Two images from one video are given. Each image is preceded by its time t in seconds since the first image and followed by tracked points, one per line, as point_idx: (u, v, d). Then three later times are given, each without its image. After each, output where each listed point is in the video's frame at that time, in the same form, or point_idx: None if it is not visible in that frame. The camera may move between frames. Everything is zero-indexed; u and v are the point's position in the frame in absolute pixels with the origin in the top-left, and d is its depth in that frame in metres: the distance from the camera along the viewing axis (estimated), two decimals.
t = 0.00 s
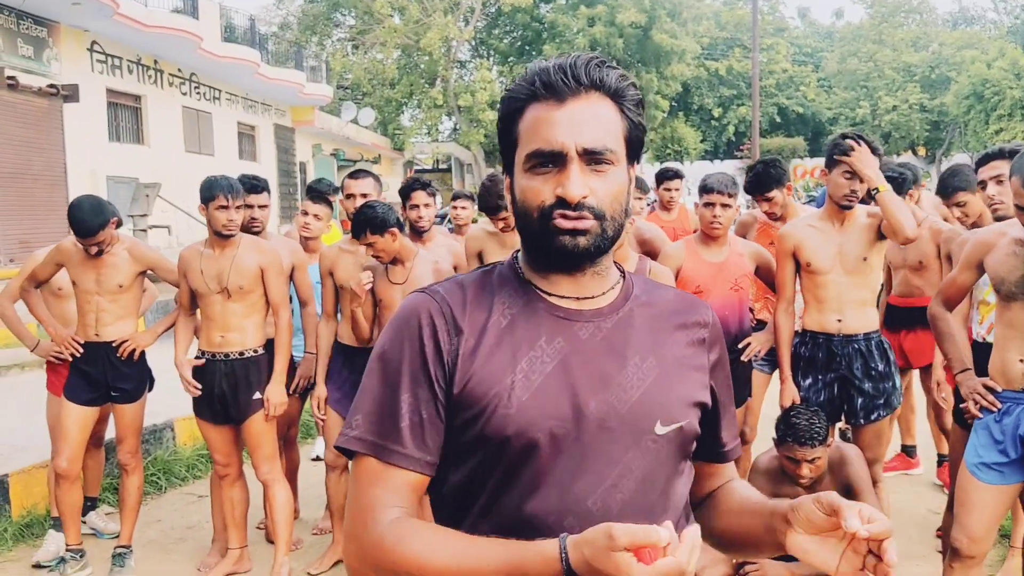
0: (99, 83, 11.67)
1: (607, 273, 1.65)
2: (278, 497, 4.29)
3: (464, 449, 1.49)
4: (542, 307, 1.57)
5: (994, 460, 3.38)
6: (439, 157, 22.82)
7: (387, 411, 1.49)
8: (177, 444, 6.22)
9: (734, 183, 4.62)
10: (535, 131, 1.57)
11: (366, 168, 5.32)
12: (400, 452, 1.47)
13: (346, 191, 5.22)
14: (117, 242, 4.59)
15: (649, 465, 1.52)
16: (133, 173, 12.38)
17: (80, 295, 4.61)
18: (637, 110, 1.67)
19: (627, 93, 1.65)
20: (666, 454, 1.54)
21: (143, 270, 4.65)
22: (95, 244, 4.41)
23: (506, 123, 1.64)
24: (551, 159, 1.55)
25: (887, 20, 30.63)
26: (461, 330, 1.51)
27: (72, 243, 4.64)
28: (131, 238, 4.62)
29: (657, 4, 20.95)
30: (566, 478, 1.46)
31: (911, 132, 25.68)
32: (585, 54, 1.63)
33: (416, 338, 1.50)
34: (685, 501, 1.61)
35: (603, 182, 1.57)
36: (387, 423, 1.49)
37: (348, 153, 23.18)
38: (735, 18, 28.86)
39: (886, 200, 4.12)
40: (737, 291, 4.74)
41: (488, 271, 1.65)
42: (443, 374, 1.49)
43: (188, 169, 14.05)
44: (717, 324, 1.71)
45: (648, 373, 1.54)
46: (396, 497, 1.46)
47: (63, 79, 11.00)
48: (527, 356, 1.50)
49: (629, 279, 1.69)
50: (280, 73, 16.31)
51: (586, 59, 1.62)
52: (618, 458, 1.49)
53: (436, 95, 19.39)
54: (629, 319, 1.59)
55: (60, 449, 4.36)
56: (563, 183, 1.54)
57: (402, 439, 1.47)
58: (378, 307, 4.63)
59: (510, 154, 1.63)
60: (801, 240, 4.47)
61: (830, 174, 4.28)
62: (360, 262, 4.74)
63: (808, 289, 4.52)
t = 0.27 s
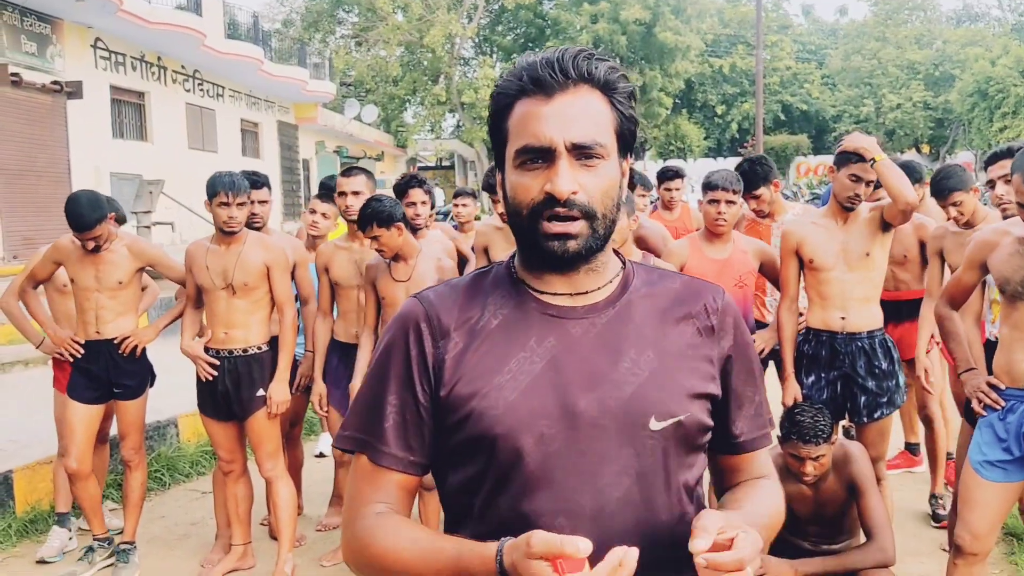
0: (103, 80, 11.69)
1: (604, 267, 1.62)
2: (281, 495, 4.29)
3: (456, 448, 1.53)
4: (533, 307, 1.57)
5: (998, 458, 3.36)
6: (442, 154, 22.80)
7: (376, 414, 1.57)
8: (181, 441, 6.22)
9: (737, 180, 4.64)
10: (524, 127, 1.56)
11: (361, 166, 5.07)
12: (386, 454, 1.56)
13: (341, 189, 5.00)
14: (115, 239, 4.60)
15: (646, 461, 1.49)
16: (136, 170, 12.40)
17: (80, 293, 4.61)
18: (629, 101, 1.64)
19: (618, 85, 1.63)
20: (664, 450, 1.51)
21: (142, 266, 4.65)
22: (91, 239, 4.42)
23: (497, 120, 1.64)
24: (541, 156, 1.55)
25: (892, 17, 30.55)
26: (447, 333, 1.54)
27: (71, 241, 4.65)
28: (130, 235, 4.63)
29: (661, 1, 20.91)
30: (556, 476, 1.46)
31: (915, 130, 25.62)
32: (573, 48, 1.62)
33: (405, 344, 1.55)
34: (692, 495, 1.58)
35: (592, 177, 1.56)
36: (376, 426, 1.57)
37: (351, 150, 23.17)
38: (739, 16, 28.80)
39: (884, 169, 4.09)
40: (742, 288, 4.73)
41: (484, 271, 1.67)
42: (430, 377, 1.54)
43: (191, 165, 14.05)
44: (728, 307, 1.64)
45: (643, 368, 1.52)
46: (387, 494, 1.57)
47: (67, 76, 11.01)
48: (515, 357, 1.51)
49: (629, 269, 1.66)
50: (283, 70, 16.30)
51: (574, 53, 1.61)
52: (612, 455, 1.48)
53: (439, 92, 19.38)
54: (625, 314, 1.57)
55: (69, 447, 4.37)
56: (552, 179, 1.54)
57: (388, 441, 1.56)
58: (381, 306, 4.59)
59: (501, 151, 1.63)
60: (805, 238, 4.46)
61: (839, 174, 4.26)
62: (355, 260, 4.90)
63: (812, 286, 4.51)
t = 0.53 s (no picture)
0: (107, 77, 11.71)
1: (601, 263, 1.60)
2: (285, 492, 4.28)
3: (455, 445, 1.53)
4: (528, 304, 1.57)
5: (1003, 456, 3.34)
6: (446, 152, 22.80)
7: (379, 412, 1.59)
8: (184, 438, 6.23)
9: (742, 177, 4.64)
10: (518, 123, 1.56)
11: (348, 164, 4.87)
12: (390, 450, 1.57)
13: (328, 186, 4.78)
14: (109, 235, 4.60)
15: (639, 457, 1.47)
16: (139, 167, 12.41)
17: (75, 290, 4.61)
18: (625, 97, 1.62)
19: (613, 81, 1.61)
20: (658, 445, 1.48)
21: (136, 262, 4.66)
22: (81, 234, 4.42)
23: (493, 118, 1.64)
24: (536, 150, 1.55)
25: (896, 14, 30.50)
26: (446, 332, 1.56)
27: (65, 239, 4.66)
28: (124, 230, 4.63)
29: None
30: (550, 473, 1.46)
31: (919, 128, 25.61)
32: (567, 44, 1.61)
33: (406, 344, 1.57)
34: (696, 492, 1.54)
35: (587, 171, 1.54)
36: (379, 423, 1.59)
37: (354, 148, 23.18)
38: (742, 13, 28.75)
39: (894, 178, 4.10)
40: (746, 285, 4.71)
41: (486, 272, 1.67)
42: (430, 374, 1.55)
43: (195, 163, 14.06)
44: (727, 292, 1.57)
45: (635, 363, 1.49)
46: (396, 490, 1.56)
47: (71, 73, 11.02)
48: (509, 355, 1.51)
49: (627, 263, 1.63)
50: (287, 68, 16.30)
51: (568, 49, 1.60)
52: (604, 451, 1.47)
53: (442, 89, 19.36)
54: (620, 308, 1.55)
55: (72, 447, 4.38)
56: (546, 172, 1.53)
57: (390, 438, 1.57)
58: (382, 304, 4.60)
59: (497, 147, 1.63)
60: (808, 236, 4.46)
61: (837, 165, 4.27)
62: (346, 258, 4.89)
63: (816, 283, 4.50)
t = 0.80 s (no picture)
0: (110, 75, 11.72)
1: (601, 259, 1.58)
2: (289, 490, 4.28)
3: (454, 441, 1.53)
4: (526, 301, 1.57)
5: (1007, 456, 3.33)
6: (449, 150, 22.80)
7: (381, 408, 1.60)
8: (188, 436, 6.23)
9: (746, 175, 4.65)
10: (514, 121, 1.55)
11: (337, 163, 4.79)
12: (392, 445, 1.57)
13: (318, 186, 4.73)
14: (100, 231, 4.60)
15: (635, 452, 1.46)
16: (143, 166, 12.44)
17: (69, 287, 4.62)
18: (621, 97, 1.61)
19: (609, 80, 1.60)
20: (655, 438, 1.47)
21: (128, 257, 4.67)
22: (69, 230, 4.42)
23: (491, 118, 1.64)
24: (531, 148, 1.54)
25: (899, 13, 30.45)
26: (447, 329, 1.56)
27: (57, 237, 4.66)
28: (115, 226, 4.64)
29: None
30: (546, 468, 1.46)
31: (922, 126, 25.60)
32: (563, 43, 1.60)
33: (409, 341, 1.58)
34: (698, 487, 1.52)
35: (582, 169, 1.53)
36: (382, 420, 1.59)
37: (357, 146, 23.19)
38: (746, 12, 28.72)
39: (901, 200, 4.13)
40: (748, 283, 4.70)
41: (488, 271, 1.68)
42: (432, 371, 1.56)
43: (198, 161, 14.07)
44: (723, 279, 1.55)
45: (630, 358, 1.48)
46: (397, 487, 1.57)
47: (75, 72, 11.04)
48: (508, 351, 1.52)
49: (626, 256, 1.62)
50: (290, 66, 16.31)
51: (564, 48, 1.59)
52: (600, 446, 1.46)
53: (446, 88, 19.34)
54: (617, 303, 1.54)
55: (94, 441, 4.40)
56: (540, 170, 1.52)
57: (392, 433, 1.58)
58: (383, 303, 4.60)
59: (495, 146, 1.63)
60: (811, 235, 4.47)
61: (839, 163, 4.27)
62: (337, 257, 4.90)
63: (821, 282, 4.50)
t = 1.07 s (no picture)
0: (114, 74, 11.74)
1: (598, 257, 1.58)
2: (293, 490, 4.28)
3: (456, 440, 1.52)
4: (525, 300, 1.57)
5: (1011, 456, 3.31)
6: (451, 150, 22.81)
7: (382, 411, 1.60)
8: (192, 435, 6.23)
9: (750, 174, 4.64)
10: (506, 126, 1.55)
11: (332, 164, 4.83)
12: (392, 445, 1.57)
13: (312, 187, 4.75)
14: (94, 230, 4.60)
15: (636, 446, 1.44)
16: (147, 165, 12.46)
17: (65, 287, 4.62)
18: (612, 97, 1.61)
19: (599, 81, 1.59)
20: (658, 434, 1.45)
21: (124, 256, 4.66)
22: (60, 230, 4.41)
23: (484, 123, 1.64)
24: (523, 153, 1.54)
25: (902, 12, 30.42)
26: (447, 328, 1.56)
27: (51, 238, 4.67)
28: (109, 225, 4.63)
29: None
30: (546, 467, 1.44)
31: (926, 125, 25.58)
32: (552, 46, 1.59)
33: (409, 342, 1.59)
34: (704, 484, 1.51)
35: (574, 171, 1.53)
36: (383, 421, 1.59)
37: (360, 146, 23.20)
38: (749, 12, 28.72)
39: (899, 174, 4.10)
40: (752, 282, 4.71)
41: (488, 272, 1.68)
42: (432, 371, 1.56)
43: (202, 161, 14.07)
44: (718, 267, 1.53)
45: (628, 352, 1.47)
46: (393, 487, 1.57)
47: (79, 71, 11.06)
48: (506, 350, 1.51)
49: (622, 251, 1.61)
50: (294, 65, 16.32)
51: (553, 50, 1.58)
52: (601, 442, 1.44)
53: (449, 88, 19.33)
54: (613, 299, 1.54)
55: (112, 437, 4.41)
56: (534, 175, 1.52)
57: (393, 434, 1.58)
58: (383, 300, 4.60)
59: (488, 150, 1.63)
60: (814, 235, 4.47)
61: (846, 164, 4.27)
62: (335, 257, 4.91)
63: (824, 282, 4.50)
